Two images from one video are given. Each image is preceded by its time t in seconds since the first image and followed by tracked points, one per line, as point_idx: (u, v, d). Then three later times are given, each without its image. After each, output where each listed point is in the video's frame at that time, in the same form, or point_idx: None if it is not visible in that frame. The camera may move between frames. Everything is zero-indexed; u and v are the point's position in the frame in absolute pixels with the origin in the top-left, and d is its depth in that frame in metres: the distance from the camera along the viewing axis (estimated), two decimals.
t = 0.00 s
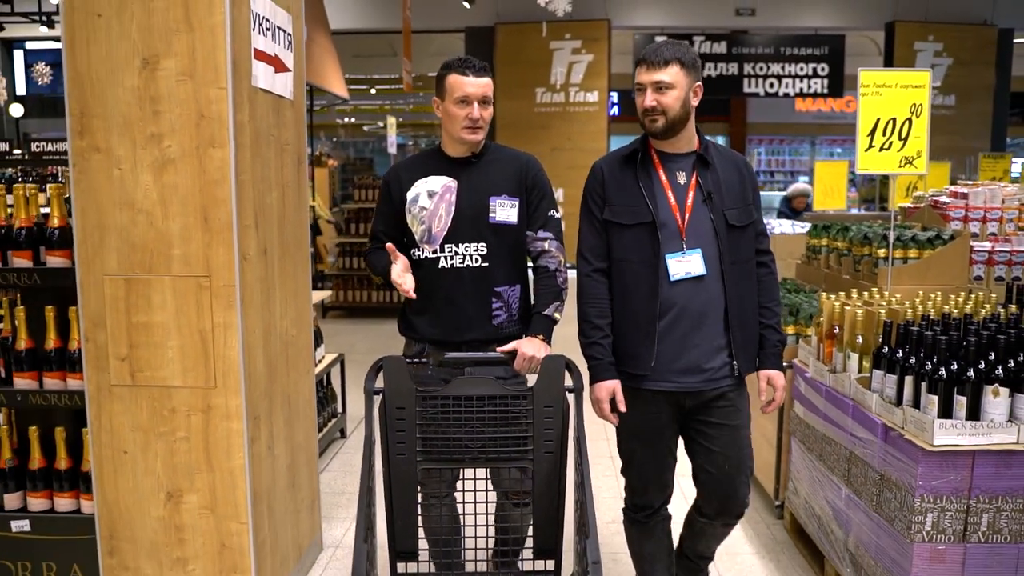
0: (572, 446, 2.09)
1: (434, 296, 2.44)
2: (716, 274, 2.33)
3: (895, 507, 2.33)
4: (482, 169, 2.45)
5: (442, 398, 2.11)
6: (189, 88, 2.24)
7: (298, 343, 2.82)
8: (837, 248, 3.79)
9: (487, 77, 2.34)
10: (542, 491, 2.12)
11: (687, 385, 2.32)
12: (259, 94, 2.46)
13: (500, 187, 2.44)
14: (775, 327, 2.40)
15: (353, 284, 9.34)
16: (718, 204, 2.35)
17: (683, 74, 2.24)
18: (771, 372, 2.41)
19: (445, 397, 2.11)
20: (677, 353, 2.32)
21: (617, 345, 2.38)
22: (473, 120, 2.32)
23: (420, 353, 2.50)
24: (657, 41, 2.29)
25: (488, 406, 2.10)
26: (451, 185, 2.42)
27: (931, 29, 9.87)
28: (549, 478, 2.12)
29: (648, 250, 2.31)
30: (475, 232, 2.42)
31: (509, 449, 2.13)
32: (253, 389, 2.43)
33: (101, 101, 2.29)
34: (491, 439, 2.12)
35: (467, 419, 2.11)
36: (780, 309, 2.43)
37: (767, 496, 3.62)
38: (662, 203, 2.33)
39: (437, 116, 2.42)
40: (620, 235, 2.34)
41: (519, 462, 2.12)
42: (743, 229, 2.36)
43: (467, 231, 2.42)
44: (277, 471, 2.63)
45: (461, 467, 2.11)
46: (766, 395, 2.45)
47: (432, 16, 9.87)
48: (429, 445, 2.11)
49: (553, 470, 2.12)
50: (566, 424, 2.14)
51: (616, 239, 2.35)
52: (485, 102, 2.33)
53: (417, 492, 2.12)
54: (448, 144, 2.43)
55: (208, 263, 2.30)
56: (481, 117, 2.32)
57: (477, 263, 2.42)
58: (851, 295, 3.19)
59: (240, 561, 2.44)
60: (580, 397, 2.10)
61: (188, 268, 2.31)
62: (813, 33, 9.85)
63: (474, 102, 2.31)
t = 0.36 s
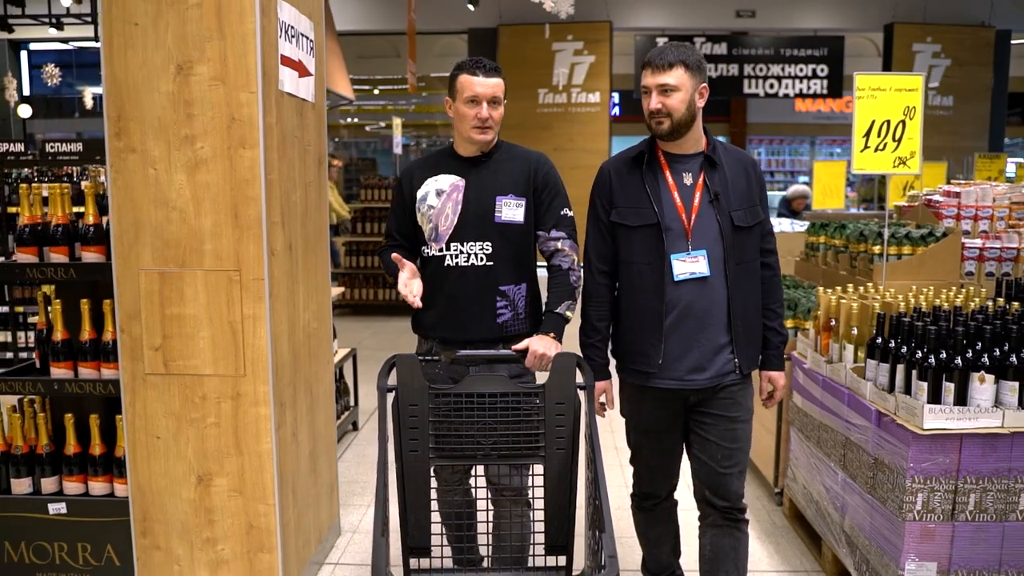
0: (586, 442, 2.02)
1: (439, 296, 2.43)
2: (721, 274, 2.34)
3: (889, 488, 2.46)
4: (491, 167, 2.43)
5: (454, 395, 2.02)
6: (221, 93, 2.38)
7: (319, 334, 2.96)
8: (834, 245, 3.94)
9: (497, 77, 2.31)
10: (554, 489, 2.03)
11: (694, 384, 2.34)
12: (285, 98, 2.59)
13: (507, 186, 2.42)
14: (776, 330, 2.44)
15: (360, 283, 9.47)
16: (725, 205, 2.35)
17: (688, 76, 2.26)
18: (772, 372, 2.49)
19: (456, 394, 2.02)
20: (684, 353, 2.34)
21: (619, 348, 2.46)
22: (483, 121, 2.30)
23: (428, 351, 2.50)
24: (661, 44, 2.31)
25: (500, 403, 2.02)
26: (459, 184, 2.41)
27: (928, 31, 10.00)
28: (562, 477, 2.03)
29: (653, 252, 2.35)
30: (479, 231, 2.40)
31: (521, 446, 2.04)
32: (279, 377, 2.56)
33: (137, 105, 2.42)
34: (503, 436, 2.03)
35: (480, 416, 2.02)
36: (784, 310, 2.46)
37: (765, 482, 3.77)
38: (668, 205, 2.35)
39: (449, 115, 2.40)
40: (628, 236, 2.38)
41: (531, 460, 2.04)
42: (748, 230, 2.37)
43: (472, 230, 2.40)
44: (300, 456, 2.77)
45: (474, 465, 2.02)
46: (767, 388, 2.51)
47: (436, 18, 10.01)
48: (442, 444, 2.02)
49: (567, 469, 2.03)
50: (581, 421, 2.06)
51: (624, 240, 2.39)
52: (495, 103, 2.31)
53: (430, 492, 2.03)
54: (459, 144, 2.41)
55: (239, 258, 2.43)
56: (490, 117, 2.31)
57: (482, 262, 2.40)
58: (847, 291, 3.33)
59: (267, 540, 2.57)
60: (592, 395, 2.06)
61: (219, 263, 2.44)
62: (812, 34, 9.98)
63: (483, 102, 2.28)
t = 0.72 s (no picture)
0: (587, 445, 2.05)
1: (446, 293, 2.45)
2: (725, 277, 2.34)
3: (876, 476, 2.58)
4: (504, 165, 2.42)
5: (456, 398, 2.04)
6: (241, 99, 2.50)
7: (330, 329, 3.08)
8: (828, 244, 4.08)
9: (512, 75, 2.28)
10: (556, 491, 2.06)
11: (693, 385, 2.36)
12: (300, 104, 2.71)
13: (517, 186, 2.40)
14: (789, 344, 2.43)
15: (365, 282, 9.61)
16: (736, 207, 2.34)
17: (706, 75, 2.29)
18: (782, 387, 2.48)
19: (458, 397, 2.04)
20: (687, 352, 2.36)
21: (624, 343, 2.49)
22: (497, 120, 2.29)
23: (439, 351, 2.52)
24: (684, 44, 2.34)
25: (502, 406, 2.04)
26: (471, 182, 2.40)
27: (926, 32, 10.12)
28: (563, 479, 2.06)
29: (657, 251, 2.38)
30: (485, 231, 2.39)
31: (522, 448, 2.07)
32: (294, 370, 2.68)
33: (160, 110, 2.54)
34: (504, 438, 2.05)
35: (481, 419, 2.04)
36: (797, 322, 2.45)
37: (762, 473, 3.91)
38: (678, 204, 2.37)
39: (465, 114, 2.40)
40: (637, 233, 2.42)
41: (532, 462, 2.07)
42: (760, 234, 2.36)
43: (479, 228, 2.40)
44: (313, 446, 2.89)
45: (475, 467, 2.05)
46: (776, 404, 2.50)
47: (439, 19, 10.13)
48: (443, 445, 2.05)
49: (567, 471, 2.07)
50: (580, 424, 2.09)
51: (633, 237, 2.43)
52: (509, 101, 2.29)
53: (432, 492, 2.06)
54: (475, 143, 2.41)
55: (256, 257, 2.55)
56: (504, 116, 2.29)
57: (488, 261, 2.39)
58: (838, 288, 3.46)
59: (282, 526, 2.69)
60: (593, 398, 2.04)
61: (238, 261, 2.57)
62: (811, 36, 10.10)
63: (496, 100, 2.27)
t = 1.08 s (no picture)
0: (577, 447, 1.98)
1: (450, 297, 2.38)
2: (736, 276, 2.23)
3: (857, 465, 2.69)
4: (511, 164, 2.34)
5: (445, 400, 1.99)
6: (248, 103, 2.61)
7: (333, 324, 3.19)
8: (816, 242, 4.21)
9: (516, 76, 2.19)
10: (546, 494, 2.00)
11: (702, 386, 2.25)
12: (305, 107, 2.82)
13: (524, 183, 2.31)
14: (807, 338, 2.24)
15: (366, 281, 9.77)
16: (748, 206, 2.23)
17: (720, 72, 2.17)
18: (801, 385, 2.24)
19: (447, 399, 1.99)
20: (697, 354, 2.26)
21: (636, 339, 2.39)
22: (501, 122, 2.22)
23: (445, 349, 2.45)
24: (699, 40, 2.24)
25: (491, 408, 1.99)
26: (478, 182, 2.33)
27: (922, 33, 10.24)
28: (553, 483, 2.00)
29: (666, 248, 2.28)
30: (491, 230, 2.31)
31: (512, 451, 2.01)
32: (299, 362, 2.79)
33: (170, 113, 2.65)
34: (494, 441, 2.00)
35: (470, 421, 1.99)
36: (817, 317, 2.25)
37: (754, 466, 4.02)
38: (689, 201, 2.27)
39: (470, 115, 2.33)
40: (648, 229, 2.32)
41: (521, 465, 2.01)
42: (773, 234, 2.23)
43: (486, 226, 2.31)
44: (317, 437, 2.99)
45: (465, 470, 1.99)
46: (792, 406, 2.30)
47: (439, 21, 10.25)
48: (432, 448, 1.99)
49: (558, 474, 2.00)
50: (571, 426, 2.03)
51: (644, 234, 2.33)
52: (513, 103, 2.20)
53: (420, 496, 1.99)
54: (481, 144, 2.34)
55: (263, 254, 2.66)
56: (508, 118, 2.22)
57: (495, 261, 2.31)
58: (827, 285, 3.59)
59: (287, 514, 2.80)
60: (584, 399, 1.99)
61: (245, 258, 2.68)
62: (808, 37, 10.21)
63: (500, 103, 2.19)
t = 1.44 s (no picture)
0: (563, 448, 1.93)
1: (441, 300, 2.37)
2: (729, 277, 2.23)
3: (835, 452, 2.81)
4: (501, 165, 2.35)
5: (430, 400, 1.95)
6: (252, 106, 2.73)
7: (334, 318, 3.32)
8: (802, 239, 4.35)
9: (511, 76, 2.22)
10: (532, 496, 1.95)
11: (696, 387, 2.25)
12: (306, 110, 2.94)
13: (516, 185, 2.32)
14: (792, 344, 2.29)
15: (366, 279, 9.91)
16: (740, 208, 2.23)
17: (710, 73, 2.15)
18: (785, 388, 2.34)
19: (432, 399, 1.94)
20: (691, 356, 2.25)
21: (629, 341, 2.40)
22: (494, 120, 2.23)
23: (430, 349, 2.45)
24: (689, 42, 2.23)
25: (476, 408, 1.94)
26: (470, 183, 2.33)
27: (916, 34, 10.35)
28: (539, 485, 1.95)
29: (660, 250, 2.28)
30: (486, 231, 2.32)
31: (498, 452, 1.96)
32: (300, 354, 2.90)
33: (177, 116, 2.77)
34: (480, 441, 1.94)
35: (455, 421, 1.94)
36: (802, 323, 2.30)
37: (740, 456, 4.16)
38: (681, 203, 2.26)
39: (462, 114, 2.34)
40: (641, 231, 2.31)
41: (507, 467, 1.95)
42: (765, 235, 2.24)
43: (480, 228, 2.32)
44: (317, 427, 3.11)
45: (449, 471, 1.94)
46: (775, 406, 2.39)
47: (438, 22, 10.37)
48: (416, 449, 1.94)
49: (545, 476, 1.95)
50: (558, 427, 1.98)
51: (637, 235, 2.32)
52: (507, 102, 2.22)
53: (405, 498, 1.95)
54: (471, 143, 2.35)
55: (266, 250, 2.78)
56: (501, 117, 2.23)
57: (491, 262, 2.32)
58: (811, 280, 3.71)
59: (289, 498, 2.92)
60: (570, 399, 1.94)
61: (249, 254, 2.80)
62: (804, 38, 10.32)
63: (494, 101, 2.21)
